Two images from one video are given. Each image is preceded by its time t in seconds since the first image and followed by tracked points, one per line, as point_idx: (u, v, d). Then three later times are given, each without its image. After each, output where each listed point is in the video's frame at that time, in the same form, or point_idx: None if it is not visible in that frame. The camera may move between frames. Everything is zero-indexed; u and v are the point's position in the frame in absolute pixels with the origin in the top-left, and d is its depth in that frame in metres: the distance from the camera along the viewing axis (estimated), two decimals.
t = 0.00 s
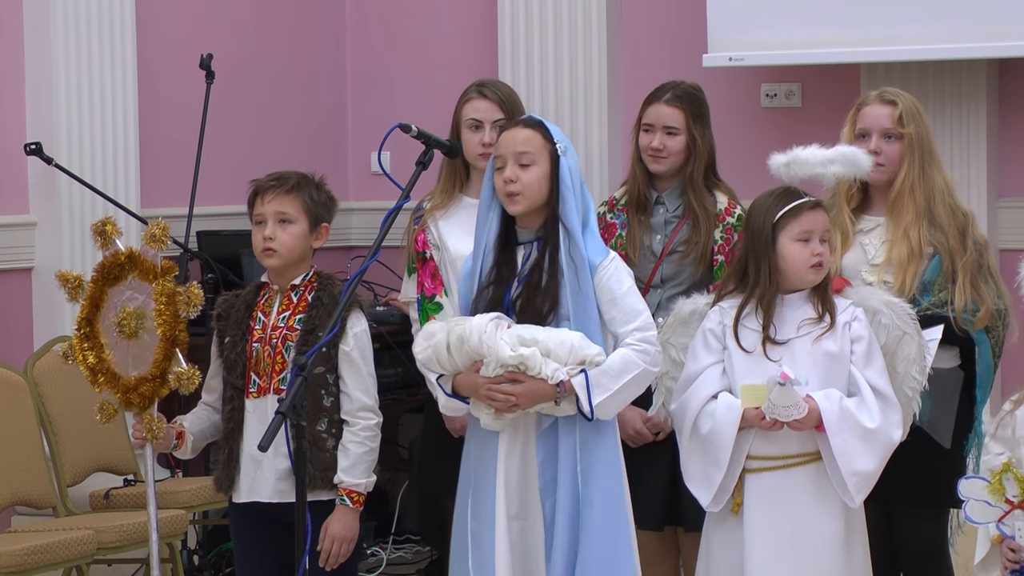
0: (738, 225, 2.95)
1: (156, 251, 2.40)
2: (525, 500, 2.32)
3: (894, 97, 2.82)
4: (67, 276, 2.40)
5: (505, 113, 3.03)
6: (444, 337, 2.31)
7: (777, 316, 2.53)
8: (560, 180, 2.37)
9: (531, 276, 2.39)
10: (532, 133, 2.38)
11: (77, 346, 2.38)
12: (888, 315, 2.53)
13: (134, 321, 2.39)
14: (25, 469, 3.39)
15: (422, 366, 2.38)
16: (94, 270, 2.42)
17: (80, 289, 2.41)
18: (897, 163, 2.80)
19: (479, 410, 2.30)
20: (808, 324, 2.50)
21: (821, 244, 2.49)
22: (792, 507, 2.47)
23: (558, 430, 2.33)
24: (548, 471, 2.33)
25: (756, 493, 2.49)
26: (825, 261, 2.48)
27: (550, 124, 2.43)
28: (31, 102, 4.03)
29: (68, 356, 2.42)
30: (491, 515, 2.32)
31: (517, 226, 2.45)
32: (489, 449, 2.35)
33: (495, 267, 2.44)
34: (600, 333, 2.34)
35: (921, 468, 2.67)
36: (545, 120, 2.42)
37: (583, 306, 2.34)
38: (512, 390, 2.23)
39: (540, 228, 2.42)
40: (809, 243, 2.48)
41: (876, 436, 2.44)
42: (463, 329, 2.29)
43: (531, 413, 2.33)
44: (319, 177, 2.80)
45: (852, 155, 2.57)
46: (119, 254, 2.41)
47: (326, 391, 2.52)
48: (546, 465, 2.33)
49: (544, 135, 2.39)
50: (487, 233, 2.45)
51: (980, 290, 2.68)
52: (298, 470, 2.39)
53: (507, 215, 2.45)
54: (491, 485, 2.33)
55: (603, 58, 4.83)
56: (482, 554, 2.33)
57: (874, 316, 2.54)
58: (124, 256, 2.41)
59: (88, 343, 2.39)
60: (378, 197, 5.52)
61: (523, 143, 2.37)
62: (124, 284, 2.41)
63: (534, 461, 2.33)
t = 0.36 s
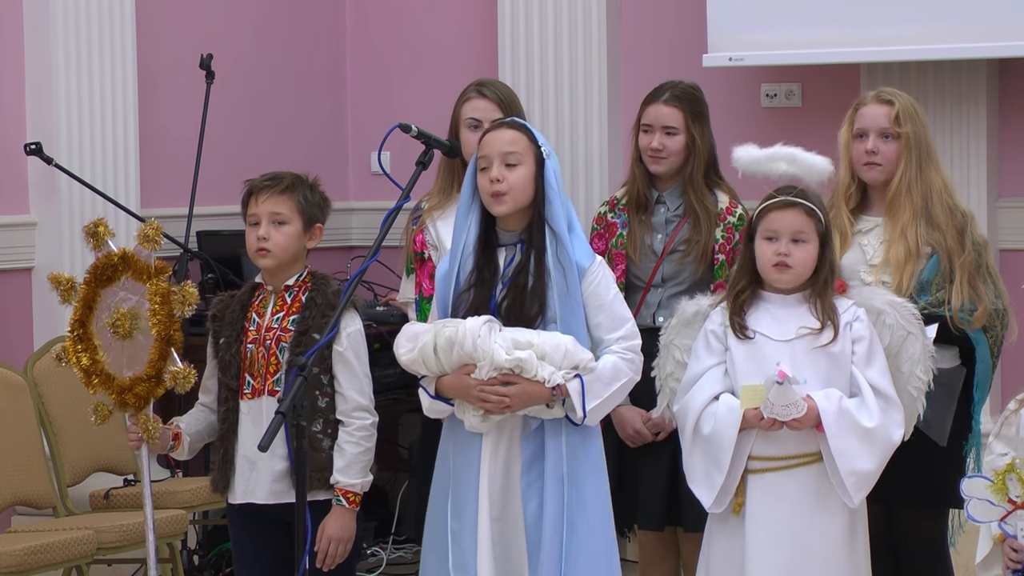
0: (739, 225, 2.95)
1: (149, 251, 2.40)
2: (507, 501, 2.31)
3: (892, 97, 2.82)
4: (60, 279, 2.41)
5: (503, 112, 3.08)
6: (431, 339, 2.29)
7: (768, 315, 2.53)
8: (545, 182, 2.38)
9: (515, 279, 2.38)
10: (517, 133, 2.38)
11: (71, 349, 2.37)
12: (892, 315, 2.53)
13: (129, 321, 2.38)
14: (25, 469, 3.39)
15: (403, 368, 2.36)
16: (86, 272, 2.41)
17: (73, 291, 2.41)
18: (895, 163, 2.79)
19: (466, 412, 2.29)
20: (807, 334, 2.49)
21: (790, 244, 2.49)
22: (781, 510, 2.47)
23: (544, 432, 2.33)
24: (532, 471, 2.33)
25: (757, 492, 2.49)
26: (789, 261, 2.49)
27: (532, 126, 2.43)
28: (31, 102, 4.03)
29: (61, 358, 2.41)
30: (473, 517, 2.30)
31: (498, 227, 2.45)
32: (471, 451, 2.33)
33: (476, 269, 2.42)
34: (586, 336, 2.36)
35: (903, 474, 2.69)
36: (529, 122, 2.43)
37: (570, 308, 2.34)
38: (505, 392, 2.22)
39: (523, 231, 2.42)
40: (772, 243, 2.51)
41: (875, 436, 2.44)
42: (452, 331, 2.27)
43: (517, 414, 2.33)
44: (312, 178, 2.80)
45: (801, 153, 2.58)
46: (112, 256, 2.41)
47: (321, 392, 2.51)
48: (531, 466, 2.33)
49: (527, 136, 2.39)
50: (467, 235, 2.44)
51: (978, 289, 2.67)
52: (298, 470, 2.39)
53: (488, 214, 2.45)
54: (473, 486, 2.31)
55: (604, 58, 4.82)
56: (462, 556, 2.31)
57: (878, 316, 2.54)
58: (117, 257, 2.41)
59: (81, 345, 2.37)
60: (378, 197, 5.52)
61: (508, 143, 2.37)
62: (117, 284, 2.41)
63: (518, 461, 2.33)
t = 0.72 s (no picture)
0: (742, 226, 2.97)
1: (144, 251, 2.40)
2: (501, 502, 2.31)
3: (892, 98, 2.82)
4: (63, 279, 2.41)
5: (503, 111, 3.13)
6: (426, 341, 2.29)
7: (786, 316, 2.54)
8: (535, 184, 2.38)
9: (509, 280, 2.38)
10: (507, 135, 2.38)
11: (74, 349, 2.39)
12: (915, 315, 2.53)
13: (125, 322, 2.37)
14: (25, 469, 3.39)
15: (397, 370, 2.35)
16: (87, 272, 2.43)
17: (75, 292, 2.42)
18: (897, 165, 2.79)
19: (460, 413, 2.29)
20: (825, 337, 2.49)
21: (792, 245, 2.51)
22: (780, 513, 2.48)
23: (539, 433, 2.33)
24: (527, 472, 2.33)
25: (779, 495, 2.49)
26: (792, 263, 2.50)
27: (521, 128, 2.43)
28: (31, 102, 4.03)
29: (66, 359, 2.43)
30: (467, 519, 2.29)
31: (489, 229, 2.45)
32: (465, 452, 2.33)
33: (468, 270, 2.42)
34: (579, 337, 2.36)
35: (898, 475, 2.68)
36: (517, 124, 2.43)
37: (564, 309, 2.34)
38: (501, 392, 2.23)
39: (514, 232, 2.42)
40: (775, 246, 2.52)
41: (896, 437, 2.44)
42: (446, 332, 2.27)
43: (512, 415, 2.33)
44: (310, 178, 2.80)
45: (788, 153, 2.61)
46: (109, 256, 2.41)
47: (320, 392, 2.51)
48: (526, 466, 2.32)
49: (517, 138, 2.39)
50: (457, 234, 2.43)
51: (978, 288, 2.68)
52: (298, 470, 2.39)
53: (477, 215, 2.44)
54: (467, 486, 2.30)
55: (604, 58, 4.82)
56: (454, 559, 2.30)
57: (900, 316, 2.54)
58: (114, 258, 2.41)
59: (84, 346, 2.39)
60: (378, 197, 5.52)
61: (498, 146, 2.37)
62: (116, 285, 2.41)
63: (513, 462, 2.33)
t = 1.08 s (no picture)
0: (743, 226, 2.98)
1: (149, 251, 2.39)
2: (508, 501, 2.31)
3: (893, 99, 2.82)
4: (70, 276, 2.42)
5: (504, 111, 3.15)
6: (428, 342, 2.29)
7: (793, 317, 2.55)
8: (532, 182, 2.39)
9: (507, 279, 2.39)
10: (503, 133, 2.38)
11: (80, 347, 2.39)
12: (931, 315, 2.53)
13: (131, 321, 2.38)
14: (24, 469, 3.38)
15: (398, 372, 2.35)
16: (94, 270, 2.43)
17: (82, 289, 2.42)
18: (898, 167, 2.79)
19: (463, 413, 2.29)
20: (826, 337, 2.50)
21: (786, 245, 2.53)
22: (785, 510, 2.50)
23: (544, 430, 2.33)
24: (534, 471, 2.33)
25: (778, 496, 2.51)
26: (786, 262, 2.52)
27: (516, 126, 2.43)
28: (31, 102, 4.03)
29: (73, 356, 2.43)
30: (474, 519, 2.29)
31: (484, 227, 2.44)
32: (470, 452, 2.32)
33: (466, 270, 2.42)
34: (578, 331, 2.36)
35: (905, 475, 2.68)
36: (511, 122, 2.43)
37: (563, 306, 2.34)
38: (507, 391, 2.23)
39: (511, 230, 2.42)
40: (771, 246, 2.55)
41: (889, 443, 2.43)
42: (448, 332, 2.27)
43: (515, 414, 2.33)
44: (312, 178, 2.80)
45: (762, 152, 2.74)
46: (115, 255, 2.41)
47: (323, 392, 2.52)
48: (533, 464, 2.33)
49: (513, 136, 2.39)
50: (454, 235, 2.43)
51: (979, 289, 2.69)
52: (298, 470, 2.39)
53: (472, 215, 2.44)
54: (473, 486, 2.30)
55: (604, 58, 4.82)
56: (462, 559, 2.29)
57: (917, 316, 2.53)
58: (120, 257, 2.41)
59: (89, 343, 2.39)
60: (378, 197, 5.52)
61: (495, 143, 2.37)
62: (121, 284, 2.42)
63: (519, 460, 2.33)
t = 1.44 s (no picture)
0: (743, 226, 2.98)
1: (156, 251, 2.42)
2: (517, 501, 2.31)
3: (893, 99, 2.82)
4: (72, 276, 2.43)
5: (505, 111, 3.15)
6: (434, 344, 2.30)
7: (791, 318, 2.56)
8: (533, 180, 2.39)
9: (511, 277, 2.38)
10: (503, 131, 2.38)
11: (82, 346, 2.40)
12: (933, 317, 2.54)
13: (136, 320, 2.39)
14: (24, 469, 3.38)
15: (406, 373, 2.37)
16: (97, 270, 2.44)
17: (84, 289, 2.44)
18: (898, 166, 2.80)
19: (471, 413, 2.29)
20: (821, 339, 2.51)
21: (783, 246, 2.54)
22: (792, 509, 2.51)
23: (552, 429, 2.33)
24: (543, 470, 2.33)
25: (772, 496, 2.53)
26: (784, 263, 2.54)
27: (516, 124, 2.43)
28: (31, 102, 4.03)
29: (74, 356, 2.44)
30: (482, 519, 2.29)
31: (486, 227, 2.44)
32: (477, 452, 2.32)
33: (468, 270, 2.41)
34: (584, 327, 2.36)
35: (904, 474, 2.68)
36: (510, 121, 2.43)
37: (567, 304, 2.35)
38: (513, 393, 2.24)
39: (512, 229, 2.42)
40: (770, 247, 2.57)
41: (879, 445, 2.43)
42: (454, 334, 2.29)
43: (523, 414, 2.33)
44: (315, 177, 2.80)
45: (753, 153, 2.81)
46: (121, 255, 2.43)
47: (326, 391, 2.53)
48: (544, 463, 2.34)
49: (513, 134, 2.39)
50: (455, 235, 2.43)
51: (978, 289, 2.70)
52: (297, 468, 2.39)
53: (473, 215, 2.44)
54: (481, 487, 2.30)
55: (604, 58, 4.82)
56: (471, 559, 2.30)
57: (918, 318, 2.54)
58: (125, 256, 2.43)
59: (91, 343, 2.40)
60: (378, 197, 5.52)
61: (495, 141, 2.37)
62: (126, 283, 2.43)
63: (528, 460, 2.33)
